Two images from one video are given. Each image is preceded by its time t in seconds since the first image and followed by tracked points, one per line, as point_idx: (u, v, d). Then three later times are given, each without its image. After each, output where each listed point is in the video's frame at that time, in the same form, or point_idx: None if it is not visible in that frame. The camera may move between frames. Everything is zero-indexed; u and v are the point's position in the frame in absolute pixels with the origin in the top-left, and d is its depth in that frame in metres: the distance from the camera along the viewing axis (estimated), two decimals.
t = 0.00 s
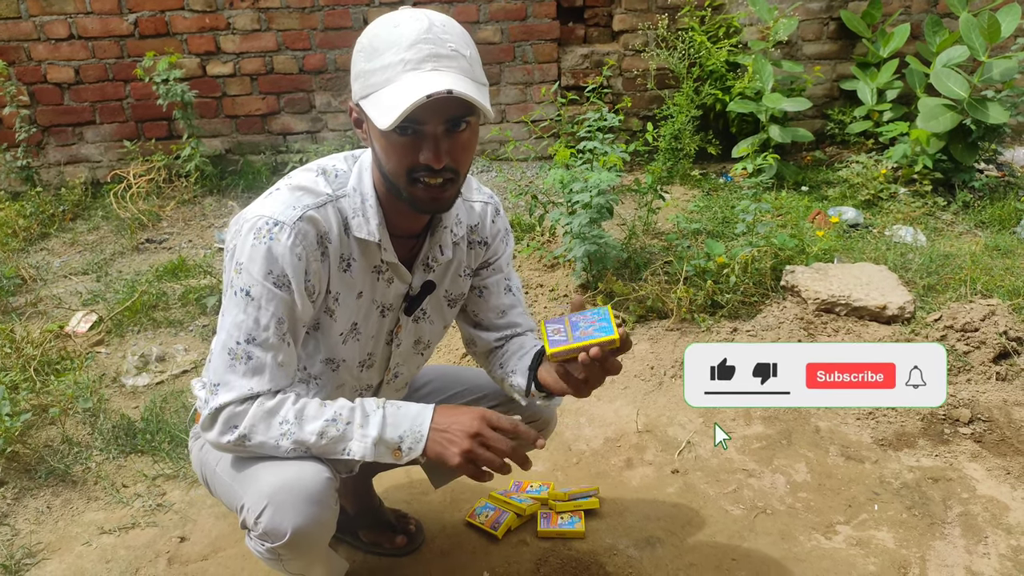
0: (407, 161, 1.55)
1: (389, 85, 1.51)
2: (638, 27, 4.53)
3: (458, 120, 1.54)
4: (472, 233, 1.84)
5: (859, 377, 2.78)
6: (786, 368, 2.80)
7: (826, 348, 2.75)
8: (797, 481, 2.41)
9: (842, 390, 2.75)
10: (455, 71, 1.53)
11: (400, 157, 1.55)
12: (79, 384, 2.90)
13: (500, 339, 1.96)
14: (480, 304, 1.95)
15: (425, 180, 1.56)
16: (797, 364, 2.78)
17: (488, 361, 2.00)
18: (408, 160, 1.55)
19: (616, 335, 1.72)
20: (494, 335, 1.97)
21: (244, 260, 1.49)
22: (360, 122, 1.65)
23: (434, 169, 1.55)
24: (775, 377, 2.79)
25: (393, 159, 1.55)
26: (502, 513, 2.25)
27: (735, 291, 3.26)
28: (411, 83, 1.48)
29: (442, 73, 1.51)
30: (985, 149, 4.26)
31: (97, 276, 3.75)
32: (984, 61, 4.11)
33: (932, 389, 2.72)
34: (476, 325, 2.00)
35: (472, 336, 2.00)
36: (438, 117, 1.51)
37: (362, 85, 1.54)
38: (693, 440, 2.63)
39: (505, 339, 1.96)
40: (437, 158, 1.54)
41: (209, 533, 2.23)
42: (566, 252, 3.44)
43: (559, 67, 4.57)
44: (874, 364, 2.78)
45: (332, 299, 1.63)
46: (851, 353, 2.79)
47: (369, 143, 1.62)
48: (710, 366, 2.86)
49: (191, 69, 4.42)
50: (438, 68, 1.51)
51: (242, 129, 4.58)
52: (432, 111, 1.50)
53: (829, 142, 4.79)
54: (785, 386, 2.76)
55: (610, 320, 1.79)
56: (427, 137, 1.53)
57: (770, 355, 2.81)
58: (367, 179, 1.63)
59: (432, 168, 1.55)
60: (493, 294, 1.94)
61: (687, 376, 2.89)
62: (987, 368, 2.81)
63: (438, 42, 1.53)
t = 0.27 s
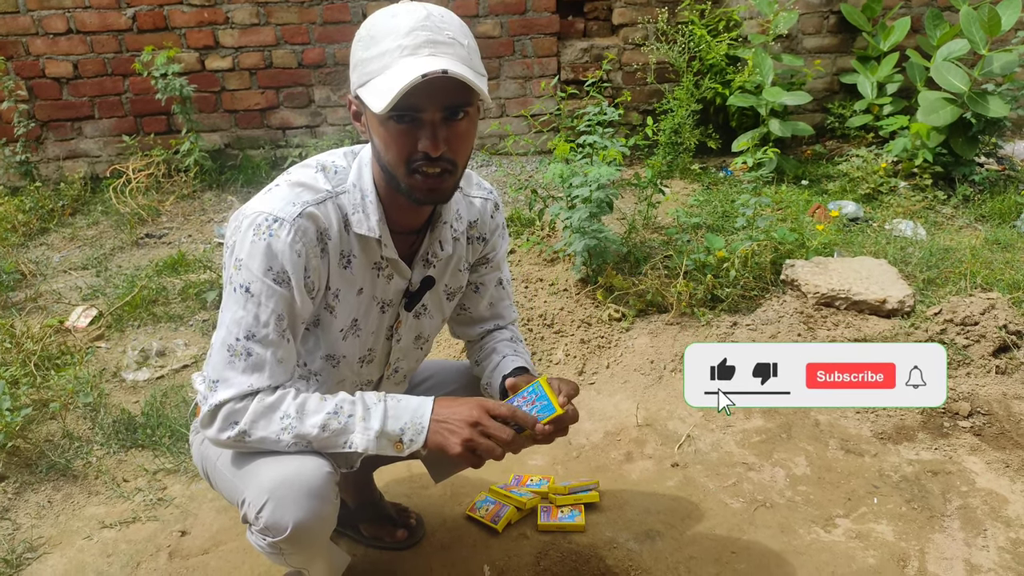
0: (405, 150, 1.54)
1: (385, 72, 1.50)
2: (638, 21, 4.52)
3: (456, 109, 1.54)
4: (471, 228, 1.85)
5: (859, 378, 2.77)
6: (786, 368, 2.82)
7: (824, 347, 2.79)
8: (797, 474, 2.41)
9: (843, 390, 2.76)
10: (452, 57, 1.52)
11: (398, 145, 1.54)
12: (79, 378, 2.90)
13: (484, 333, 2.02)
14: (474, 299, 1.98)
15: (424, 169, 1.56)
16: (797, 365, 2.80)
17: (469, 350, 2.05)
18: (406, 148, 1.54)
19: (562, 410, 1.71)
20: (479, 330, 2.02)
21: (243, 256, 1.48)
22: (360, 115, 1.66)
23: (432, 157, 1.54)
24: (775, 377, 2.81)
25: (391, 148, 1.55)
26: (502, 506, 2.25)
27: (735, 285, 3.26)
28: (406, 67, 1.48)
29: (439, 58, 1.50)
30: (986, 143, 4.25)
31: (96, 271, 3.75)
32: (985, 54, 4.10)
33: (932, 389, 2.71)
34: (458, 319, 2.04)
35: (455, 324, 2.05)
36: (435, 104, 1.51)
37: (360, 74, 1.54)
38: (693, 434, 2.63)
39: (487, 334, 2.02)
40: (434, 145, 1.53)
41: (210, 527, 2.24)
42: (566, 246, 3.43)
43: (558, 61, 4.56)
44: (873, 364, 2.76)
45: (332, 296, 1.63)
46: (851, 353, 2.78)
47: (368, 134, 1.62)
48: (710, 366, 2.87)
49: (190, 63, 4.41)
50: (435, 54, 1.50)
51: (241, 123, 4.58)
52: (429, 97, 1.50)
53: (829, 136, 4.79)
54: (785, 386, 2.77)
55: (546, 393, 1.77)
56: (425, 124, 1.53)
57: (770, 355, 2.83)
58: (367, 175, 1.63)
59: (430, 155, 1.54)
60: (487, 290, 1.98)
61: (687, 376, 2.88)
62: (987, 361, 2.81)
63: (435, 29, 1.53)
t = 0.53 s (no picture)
0: (390, 115, 1.56)
1: (372, 33, 1.52)
2: (636, 14, 4.50)
3: (444, 77, 1.56)
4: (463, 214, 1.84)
5: (859, 378, 2.72)
6: (786, 368, 2.77)
7: (825, 347, 2.72)
8: (794, 467, 2.42)
9: (842, 390, 2.71)
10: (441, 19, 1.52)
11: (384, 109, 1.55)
12: (76, 373, 2.90)
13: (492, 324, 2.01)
14: (477, 290, 1.98)
15: (408, 135, 1.56)
16: (796, 364, 2.75)
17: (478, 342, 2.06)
18: (391, 114, 1.56)
19: (547, 436, 1.74)
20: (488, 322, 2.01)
21: (229, 246, 1.48)
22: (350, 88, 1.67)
23: (417, 122, 1.55)
24: (775, 377, 2.77)
25: (376, 113, 1.56)
26: (500, 500, 2.26)
27: (733, 278, 3.26)
28: (393, 27, 1.49)
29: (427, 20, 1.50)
30: (984, 136, 4.25)
31: (93, 265, 3.74)
32: (983, 47, 4.08)
33: (932, 389, 2.68)
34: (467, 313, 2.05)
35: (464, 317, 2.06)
36: (422, 68, 1.53)
37: (349, 38, 1.56)
38: (690, 428, 2.63)
39: (496, 324, 2.01)
40: (420, 110, 1.54)
41: (208, 522, 2.24)
42: (564, 240, 3.43)
43: (556, 54, 4.54)
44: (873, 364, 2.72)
45: (320, 282, 1.62)
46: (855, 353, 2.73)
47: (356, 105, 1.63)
48: (710, 366, 2.81)
49: (186, 57, 4.40)
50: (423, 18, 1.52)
51: (238, 117, 4.56)
52: (415, 60, 1.52)
53: (827, 129, 4.78)
54: (785, 386, 2.74)
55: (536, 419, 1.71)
56: (410, 90, 1.55)
57: (770, 355, 2.77)
58: (354, 157, 1.64)
59: (414, 121, 1.55)
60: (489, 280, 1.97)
61: (687, 376, 2.82)
62: (984, 354, 2.82)
63: None
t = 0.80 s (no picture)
0: (360, 76, 1.54)
1: None
2: (625, 8, 4.49)
3: (412, 37, 1.56)
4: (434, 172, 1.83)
5: (859, 378, 2.68)
6: (786, 368, 2.68)
7: (825, 347, 2.61)
8: (781, 461, 2.44)
9: (842, 390, 2.67)
10: None
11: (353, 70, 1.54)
12: (61, 369, 2.87)
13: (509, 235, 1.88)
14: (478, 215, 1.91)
15: (378, 96, 1.55)
16: (797, 365, 2.65)
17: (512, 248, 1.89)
18: (360, 74, 1.54)
19: (543, 460, 1.60)
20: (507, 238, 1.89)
21: (198, 231, 1.49)
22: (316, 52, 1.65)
23: (388, 83, 1.54)
24: (775, 377, 2.69)
25: (345, 74, 1.55)
26: (489, 496, 2.26)
27: (721, 273, 3.27)
28: None
29: None
30: (970, 131, 4.28)
31: (78, 260, 3.70)
32: (969, 43, 4.11)
33: (932, 389, 2.65)
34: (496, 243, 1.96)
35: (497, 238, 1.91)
36: (392, 28, 1.53)
37: None
38: (679, 422, 2.64)
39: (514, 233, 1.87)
40: (390, 70, 1.54)
41: (196, 518, 2.23)
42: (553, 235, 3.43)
43: (545, 48, 4.53)
44: (874, 364, 2.67)
45: (291, 258, 1.61)
46: (856, 352, 2.65)
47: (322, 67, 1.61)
48: (712, 368, 2.71)
49: (172, 50, 4.35)
50: None
51: (225, 110, 4.52)
52: (385, 19, 1.51)
53: (815, 124, 4.80)
54: (785, 386, 2.67)
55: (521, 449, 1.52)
56: (380, 50, 1.54)
57: (770, 355, 2.68)
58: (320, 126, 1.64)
59: (383, 82, 1.54)
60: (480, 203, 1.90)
61: (688, 376, 2.74)
62: (969, 349, 2.84)
63: None
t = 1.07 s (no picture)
0: (345, 60, 1.54)
1: None
2: (624, 6, 4.48)
3: (394, 21, 1.56)
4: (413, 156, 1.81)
5: (859, 378, 2.65)
6: (786, 368, 2.64)
7: (827, 347, 2.57)
8: (779, 459, 2.44)
9: (841, 390, 2.65)
10: None
11: (337, 54, 1.54)
12: (59, 366, 2.87)
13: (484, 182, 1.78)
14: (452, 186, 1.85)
15: (364, 81, 1.55)
16: (797, 365, 2.62)
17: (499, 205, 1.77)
18: (344, 59, 1.54)
19: (545, 445, 1.58)
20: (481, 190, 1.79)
21: (179, 224, 1.50)
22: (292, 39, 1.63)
23: (373, 67, 1.54)
24: (775, 377, 2.65)
25: (329, 59, 1.54)
26: (487, 493, 2.27)
27: (719, 271, 3.27)
28: None
29: None
30: (968, 130, 4.28)
31: (76, 257, 3.69)
32: (967, 41, 4.10)
33: (932, 389, 2.63)
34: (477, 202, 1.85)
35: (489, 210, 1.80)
36: (376, 12, 1.53)
37: None
38: (677, 419, 2.65)
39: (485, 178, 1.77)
40: (375, 53, 1.54)
41: (193, 516, 2.23)
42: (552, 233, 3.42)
43: (544, 46, 4.52)
44: (874, 364, 2.63)
45: (274, 248, 1.60)
46: (865, 353, 2.58)
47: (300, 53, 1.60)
48: (711, 366, 2.68)
49: (169, 47, 4.34)
50: None
51: (223, 107, 4.51)
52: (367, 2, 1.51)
53: (813, 122, 4.81)
54: (785, 386, 2.65)
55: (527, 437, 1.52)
56: (364, 34, 1.54)
57: (770, 354, 2.63)
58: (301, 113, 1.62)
59: (370, 66, 1.55)
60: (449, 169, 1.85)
61: (687, 375, 2.73)
62: (967, 346, 2.85)
63: None
